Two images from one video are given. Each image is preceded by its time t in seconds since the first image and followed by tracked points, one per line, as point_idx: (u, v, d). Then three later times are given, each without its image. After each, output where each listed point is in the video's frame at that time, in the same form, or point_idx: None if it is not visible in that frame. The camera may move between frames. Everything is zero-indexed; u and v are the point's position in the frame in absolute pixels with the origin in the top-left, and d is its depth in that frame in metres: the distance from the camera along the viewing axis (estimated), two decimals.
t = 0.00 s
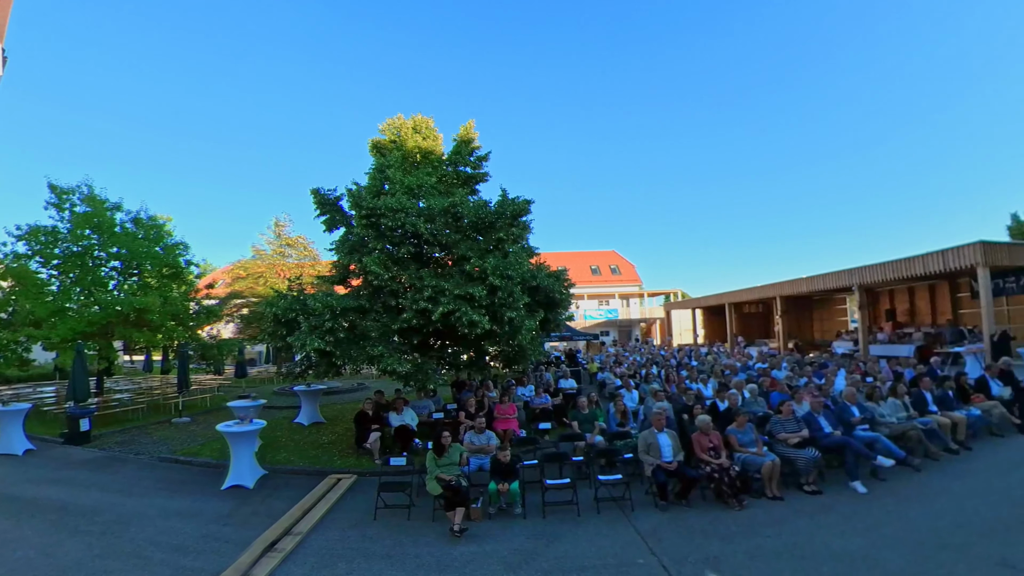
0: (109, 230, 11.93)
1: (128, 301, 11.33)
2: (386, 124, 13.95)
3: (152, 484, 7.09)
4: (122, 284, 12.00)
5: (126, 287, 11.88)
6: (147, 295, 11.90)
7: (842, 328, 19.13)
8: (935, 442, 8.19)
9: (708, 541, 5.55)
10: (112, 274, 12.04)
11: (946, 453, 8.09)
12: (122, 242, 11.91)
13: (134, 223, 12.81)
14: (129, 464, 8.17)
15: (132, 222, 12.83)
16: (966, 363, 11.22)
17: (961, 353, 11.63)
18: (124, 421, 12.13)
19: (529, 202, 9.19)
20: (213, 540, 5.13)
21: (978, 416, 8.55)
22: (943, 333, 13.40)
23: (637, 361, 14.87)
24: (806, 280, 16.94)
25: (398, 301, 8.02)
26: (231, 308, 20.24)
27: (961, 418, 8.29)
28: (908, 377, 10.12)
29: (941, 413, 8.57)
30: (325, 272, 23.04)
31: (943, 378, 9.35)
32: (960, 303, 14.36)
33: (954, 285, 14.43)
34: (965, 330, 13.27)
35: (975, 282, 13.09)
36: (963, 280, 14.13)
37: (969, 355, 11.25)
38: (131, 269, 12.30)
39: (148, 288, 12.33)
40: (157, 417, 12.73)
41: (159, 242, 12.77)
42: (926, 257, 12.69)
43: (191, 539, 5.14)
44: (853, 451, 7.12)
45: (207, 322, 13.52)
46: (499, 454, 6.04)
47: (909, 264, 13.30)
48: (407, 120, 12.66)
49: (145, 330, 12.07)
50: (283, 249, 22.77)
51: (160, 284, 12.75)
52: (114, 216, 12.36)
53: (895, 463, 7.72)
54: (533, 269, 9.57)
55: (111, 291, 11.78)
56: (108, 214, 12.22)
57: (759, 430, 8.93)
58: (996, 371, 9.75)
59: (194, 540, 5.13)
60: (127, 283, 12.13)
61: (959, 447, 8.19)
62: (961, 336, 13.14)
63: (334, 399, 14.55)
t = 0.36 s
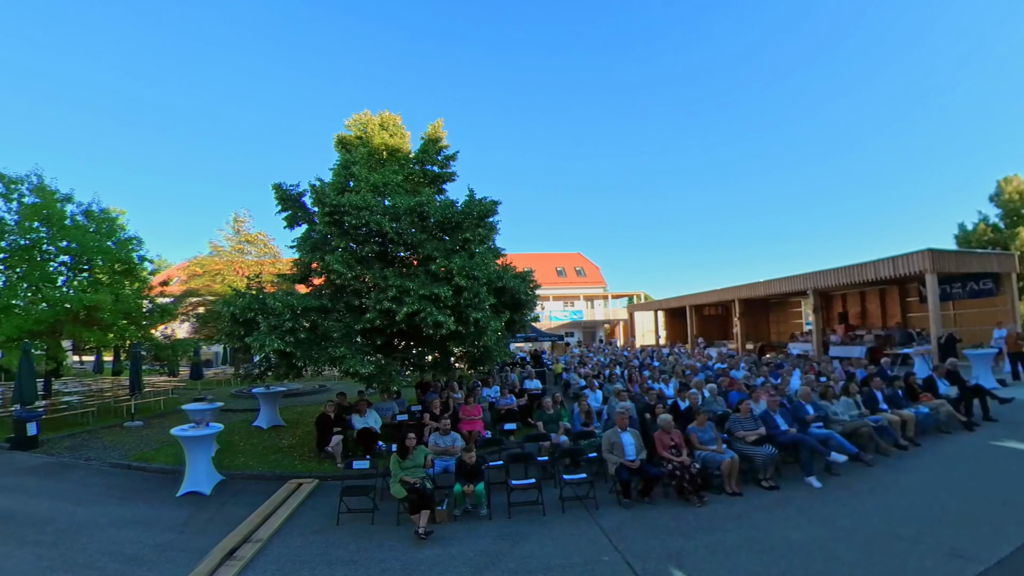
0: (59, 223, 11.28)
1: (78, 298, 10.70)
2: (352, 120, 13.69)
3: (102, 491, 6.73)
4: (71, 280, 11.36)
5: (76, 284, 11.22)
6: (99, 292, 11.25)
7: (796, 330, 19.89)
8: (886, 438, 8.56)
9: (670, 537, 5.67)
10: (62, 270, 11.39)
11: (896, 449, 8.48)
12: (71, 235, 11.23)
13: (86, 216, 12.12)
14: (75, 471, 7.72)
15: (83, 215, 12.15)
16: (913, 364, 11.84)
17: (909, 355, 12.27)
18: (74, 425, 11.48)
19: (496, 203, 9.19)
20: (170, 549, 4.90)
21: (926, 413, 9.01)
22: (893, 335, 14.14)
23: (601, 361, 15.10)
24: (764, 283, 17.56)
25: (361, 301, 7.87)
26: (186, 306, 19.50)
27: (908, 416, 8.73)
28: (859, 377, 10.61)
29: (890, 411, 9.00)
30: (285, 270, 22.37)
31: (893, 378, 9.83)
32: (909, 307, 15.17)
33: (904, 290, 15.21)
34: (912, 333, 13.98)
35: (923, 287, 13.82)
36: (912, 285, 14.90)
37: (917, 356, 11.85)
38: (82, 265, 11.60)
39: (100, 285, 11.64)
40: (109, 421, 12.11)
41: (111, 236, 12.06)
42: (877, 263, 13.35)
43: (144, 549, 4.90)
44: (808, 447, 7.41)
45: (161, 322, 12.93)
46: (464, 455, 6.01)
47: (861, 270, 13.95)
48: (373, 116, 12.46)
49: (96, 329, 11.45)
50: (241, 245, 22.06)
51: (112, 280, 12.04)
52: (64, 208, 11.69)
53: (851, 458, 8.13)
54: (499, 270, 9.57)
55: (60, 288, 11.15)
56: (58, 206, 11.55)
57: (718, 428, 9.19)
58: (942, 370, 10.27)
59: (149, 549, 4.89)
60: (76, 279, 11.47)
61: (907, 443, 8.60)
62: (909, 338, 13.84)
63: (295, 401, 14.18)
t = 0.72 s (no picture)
0: (4, 213, 10.54)
1: (25, 294, 10.01)
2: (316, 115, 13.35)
3: (50, 499, 6.35)
4: (17, 275, 10.62)
5: (22, 279, 10.49)
6: (47, 289, 10.60)
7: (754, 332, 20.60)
8: (838, 435, 8.93)
9: (634, 534, 5.77)
10: (5, 264, 10.63)
11: (848, 445, 8.86)
12: (18, 227, 10.49)
13: (33, 207, 11.39)
14: (16, 478, 7.24)
15: (32, 207, 11.45)
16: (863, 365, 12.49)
17: (860, 356, 12.91)
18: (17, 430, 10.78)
19: (463, 203, 9.15)
20: (123, 559, 4.66)
21: (874, 411, 9.47)
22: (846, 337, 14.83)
23: (565, 362, 15.23)
24: (723, 286, 18.10)
25: (323, 300, 7.69)
26: (138, 304, 18.66)
27: (860, 414, 9.16)
28: (812, 377, 11.06)
29: (842, 409, 9.42)
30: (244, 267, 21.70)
31: (845, 377, 10.29)
32: (861, 311, 15.90)
33: (856, 294, 15.94)
34: (863, 335, 14.66)
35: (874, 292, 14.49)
36: (863, 290, 15.65)
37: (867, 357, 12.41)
38: (28, 259, 10.88)
39: (48, 281, 10.96)
40: (54, 425, 11.43)
41: (60, 229, 11.42)
42: (831, 268, 13.99)
43: (97, 559, 4.64)
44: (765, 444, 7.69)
45: (112, 320, 12.27)
46: (428, 457, 5.97)
47: (816, 275, 14.56)
48: (339, 111, 12.18)
49: (43, 327, 10.76)
50: (198, 241, 21.16)
51: (61, 276, 11.38)
52: (10, 198, 10.95)
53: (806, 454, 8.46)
54: (465, 271, 9.54)
55: (4, 283, 10.39)
56: (4, 196, 10.81)
57: (679, 427, 9.42)
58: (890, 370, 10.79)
59: (101, 559, 4.64)
60: (22, 274, 10.74)
61: (858, 439, 9.02)
62: (860, 340, 14.54)
63: (254, 404, 13.74)
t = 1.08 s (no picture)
0: None
1: None
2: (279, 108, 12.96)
3: None
4: None
5: None
6: None
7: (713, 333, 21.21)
8: (793, 432, 9.29)
9: (598, 532, 5.84)
10: None
11: (802, 442, 9.22)
12: None
13: None
14: None
15: None
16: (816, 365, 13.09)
17: (813, 356, 13.49)
18: None
19: (429, 203, 9.07)
20: (74, 570, 4.40)
21: (825, 409, 9.90)
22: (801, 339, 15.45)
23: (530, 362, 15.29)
24: (685, 289, 18.56)
25: (283, 299, 7.47)
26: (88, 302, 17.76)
27: (814, 412, 9.56)
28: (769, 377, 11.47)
29: (798, 408, 9.82)
30: (201, 264, 20.90)
31: (800, 377, 10.73)
32: (815, 314, 16.58)
33: (809, 298, 16.64)
34: (816, 336, 15.33)
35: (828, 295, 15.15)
36: (817, 294, 16.35)
37: (820, 357, 12.97)
38: None
39: None
40: None
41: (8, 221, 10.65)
42: (787, 273, 14.56)
43: (45, 571, 4.37)
44: (724, 442, 7.93)
45: (61, 319, 11.61)
46: (392, 461, 5.88)
47: (773, 278, 15.10)
48: (303, 104, 11.85)
49: None
50: (153, 236, 20.26)
51: (7, 270, 10.57)
52: None
53: (762, 451, 8.76)
54: (431, 271, 9.45)
55: None
56: None
57: (641, 426, 9.60)
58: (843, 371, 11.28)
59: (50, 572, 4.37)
60: None
61: (812, 436, 9.41)
62: (813, 341, 15.21)
63: (211, 407, 13.22)
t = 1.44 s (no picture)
0: None
1: None
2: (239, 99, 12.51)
3: None
4: None
5: None
6: None
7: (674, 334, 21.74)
8: (750, 430, 9.66)
9: (564, 531, 5.88)
10: None
11: (759, 440, 9.56)
12: None
13: None
14: None
15: None
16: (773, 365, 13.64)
17: (770, 357, 14.04)
18: None
19: (395, 202, 8.95)
20: None
21: (780, 408, 10.28)
22: (758, 340, 15.98)
23: (495, 363, 15.28)
24: (648, 291, 18.95)
25: (242, 298, 7.22)
26: (34, 300, 16.71)
27: (771, 411, 9.91)
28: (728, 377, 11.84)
29: (755, 407, 10.16)
30: (153, 260, 19.50)
31: (757, 377, 11.13)
32: (771, 316, 17.19)
33: (766, 301, 17.28)
34: (772, 337, 15.97)
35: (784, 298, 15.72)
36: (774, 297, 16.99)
37: (776, 358, 13.50)
38: None
39: None
40: None
41: None
42: (746, 276, 15.06)
43: None
44: (685, 441, 8.12)
45: (6, 315, 10.82)
46: (355, 464, 5.76)
47: (731, 282, 15.56)
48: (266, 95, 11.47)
49: None
50: (105, 229, 19.16)
51: None
52: None
53: (722, 448, 9.01)
54: (395, 271, 9.31)
55: None
56: None
57: (605, 425, 9.72)
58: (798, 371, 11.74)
59: None
60: None
61: (768, 434, 9.75)
62: (770, 342, 15.83)
63: (166, 410, 12.62)
